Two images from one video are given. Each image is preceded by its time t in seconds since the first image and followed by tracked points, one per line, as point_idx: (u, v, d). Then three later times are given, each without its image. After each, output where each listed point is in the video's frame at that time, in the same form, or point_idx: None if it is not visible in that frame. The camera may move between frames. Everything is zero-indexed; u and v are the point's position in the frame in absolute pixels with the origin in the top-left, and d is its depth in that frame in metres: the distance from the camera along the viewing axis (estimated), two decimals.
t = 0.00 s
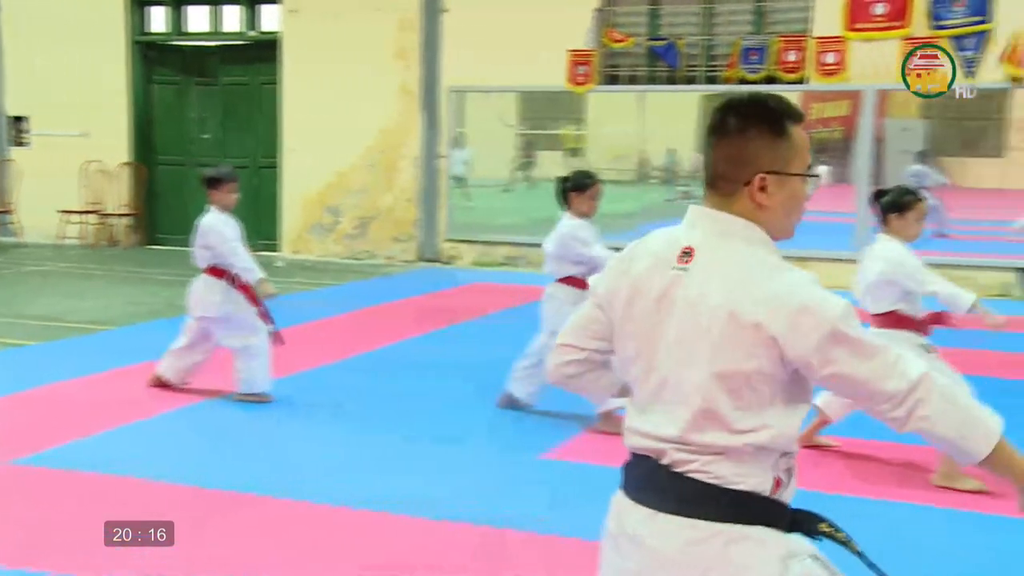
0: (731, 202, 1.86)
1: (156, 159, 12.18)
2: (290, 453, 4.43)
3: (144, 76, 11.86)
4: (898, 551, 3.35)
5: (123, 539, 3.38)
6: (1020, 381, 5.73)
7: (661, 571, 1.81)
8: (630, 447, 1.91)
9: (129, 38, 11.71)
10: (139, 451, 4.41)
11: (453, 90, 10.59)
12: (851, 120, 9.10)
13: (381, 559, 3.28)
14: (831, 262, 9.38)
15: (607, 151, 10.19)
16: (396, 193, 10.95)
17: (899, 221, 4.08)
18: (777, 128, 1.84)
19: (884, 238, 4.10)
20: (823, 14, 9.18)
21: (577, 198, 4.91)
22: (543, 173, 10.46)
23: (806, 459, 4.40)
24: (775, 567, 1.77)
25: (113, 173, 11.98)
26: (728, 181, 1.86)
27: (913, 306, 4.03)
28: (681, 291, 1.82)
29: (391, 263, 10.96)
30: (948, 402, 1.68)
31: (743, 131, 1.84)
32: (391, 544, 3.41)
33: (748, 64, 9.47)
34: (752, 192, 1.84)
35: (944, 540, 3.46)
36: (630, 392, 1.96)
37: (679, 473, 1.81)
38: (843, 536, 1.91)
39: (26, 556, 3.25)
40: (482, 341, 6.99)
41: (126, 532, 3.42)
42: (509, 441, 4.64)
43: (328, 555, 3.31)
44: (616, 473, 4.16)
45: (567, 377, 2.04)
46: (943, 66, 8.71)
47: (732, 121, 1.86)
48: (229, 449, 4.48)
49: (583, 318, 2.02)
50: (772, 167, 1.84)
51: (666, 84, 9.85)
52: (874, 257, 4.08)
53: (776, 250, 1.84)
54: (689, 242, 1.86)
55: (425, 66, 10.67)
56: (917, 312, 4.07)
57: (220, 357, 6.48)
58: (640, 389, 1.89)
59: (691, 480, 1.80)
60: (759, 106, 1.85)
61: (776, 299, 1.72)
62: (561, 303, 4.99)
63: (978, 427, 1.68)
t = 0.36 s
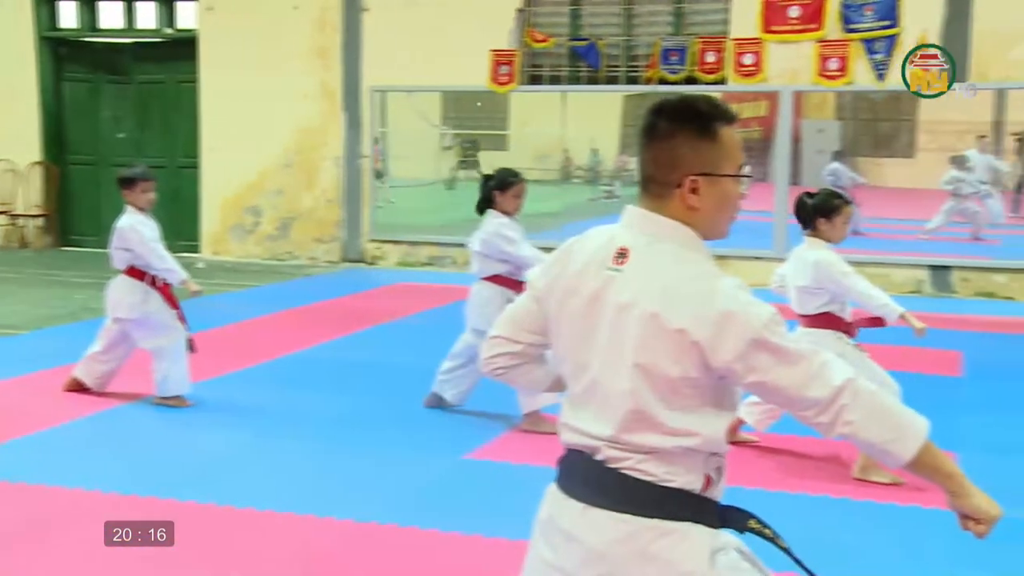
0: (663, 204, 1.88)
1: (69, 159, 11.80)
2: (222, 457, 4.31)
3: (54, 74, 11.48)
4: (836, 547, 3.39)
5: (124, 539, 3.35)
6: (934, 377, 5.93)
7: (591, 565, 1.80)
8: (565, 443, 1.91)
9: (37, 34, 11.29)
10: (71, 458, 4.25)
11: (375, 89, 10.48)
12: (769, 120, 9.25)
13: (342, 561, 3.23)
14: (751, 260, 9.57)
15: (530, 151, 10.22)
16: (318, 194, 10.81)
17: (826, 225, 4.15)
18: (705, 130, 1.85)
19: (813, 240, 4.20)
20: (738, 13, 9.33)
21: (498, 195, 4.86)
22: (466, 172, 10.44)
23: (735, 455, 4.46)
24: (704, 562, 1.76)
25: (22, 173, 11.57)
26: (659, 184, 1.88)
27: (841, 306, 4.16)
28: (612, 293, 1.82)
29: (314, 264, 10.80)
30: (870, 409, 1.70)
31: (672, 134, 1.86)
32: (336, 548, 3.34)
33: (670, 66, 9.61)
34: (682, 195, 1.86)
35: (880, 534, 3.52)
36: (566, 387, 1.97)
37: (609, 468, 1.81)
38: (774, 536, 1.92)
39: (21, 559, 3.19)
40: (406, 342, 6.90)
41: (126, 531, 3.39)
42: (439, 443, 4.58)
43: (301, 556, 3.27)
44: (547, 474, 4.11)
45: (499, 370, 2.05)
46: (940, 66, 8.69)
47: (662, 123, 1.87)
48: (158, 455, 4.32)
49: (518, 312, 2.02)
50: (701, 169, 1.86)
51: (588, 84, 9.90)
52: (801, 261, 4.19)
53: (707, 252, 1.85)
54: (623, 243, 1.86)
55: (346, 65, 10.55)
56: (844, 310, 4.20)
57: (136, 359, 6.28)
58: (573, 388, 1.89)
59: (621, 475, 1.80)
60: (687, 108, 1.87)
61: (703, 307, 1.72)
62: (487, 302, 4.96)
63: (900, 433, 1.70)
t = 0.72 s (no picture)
0: (622, 205, 1.87)
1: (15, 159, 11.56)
2: (181, 459, 4.24)
3: None
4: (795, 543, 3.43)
5: (125, 539, 3.35)
6: (887, 373, 6.04)
7: (553, 560, 1.79)
8: (528, 440, 1.90)
9: None
10: (34, 462, 4.17)
11: (329, 89, 10.40)
12: (724, 120, 9.41)
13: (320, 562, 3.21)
14: (707, 259, 9.67)
15: (487, 150, 10.21)
16: (273, 193, 10.73)
17: (779, 224, 4.18)
18: (660, 130, 1.85)
19: (766, 240, 4.23)
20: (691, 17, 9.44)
21: (450, 195, 4.84)
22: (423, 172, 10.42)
23: (695, 453, 4.49)
24: (666, 555, 1.77)
25: None
26: (617, 186, 1.88)
27: (796, 303, 4.21)
28: (576, 293, 1.82)
29: (269, 264, 10.70)
30: (831, 401, 1.72)
31: (626, 136, 1.85)
32: (305, 550, 3.31)
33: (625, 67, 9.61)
34: (641, 194, 1.86)
35: (837, 529, 3.56)
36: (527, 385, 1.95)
37: (573, 462, 1.81)
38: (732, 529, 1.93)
39: (20, 559, 3.19)
40: (363, 342, 6.84)
41: (126, 531, 3.38)
42: (399, 444, 4.54)
43: (282, 559, 3.23)
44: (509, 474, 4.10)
45: (456, 366, 2.00)
46: (942, 66, 8.80)
47: (617, 125, 1.87)
48: (117, 459, 4.24)
49: (475, 309, 1.97)
50: (659, 168, 1.85)
51: (544, 84, 9.90)
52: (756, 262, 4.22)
53: (666, 251, 1.85)
54: (585, 243, 1.86)
55: (300, 65, 10.47)
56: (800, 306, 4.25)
57: (87, 360, 6.16)
58: (536, 387, 1.88)
59: (585, 468, 1.79)
60: (641, 108, 1.86)
61: (667, 305, 1.72)
62: (443, 302, 4.94)
63: (861, 424, 1.72)
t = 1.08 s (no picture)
0: (595, 205, 1.87)
1: None
2: (155, 461, 4.20)
3: None
4: (770, 541, 3.44)
5: (124, 539, 3.34)
6: (858, 371, 6.09)
7: (530, 557, 1.78)
8: (505, 440, 1.89)
9: None
10: (9, 465, 4.11)
11: (302, 88, 10.34)
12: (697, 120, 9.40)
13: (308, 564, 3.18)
14: (680, 258, 9.71)
15: (461, 150, 10.20)
16: (245, 193, 10.66)
17: (749, 223, 4.20)
18: (630, 131, 1.85)
19: (738, 239, 4.26)
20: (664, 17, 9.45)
21: (424, 196, 4.82)
22: (397, 172, 10.40)
23: (670, 452, 4.50)
24: (642, 552, 1.77)
25: None
26: (589, 186, 1.88)
27: (769, 301, 4.23)
28: (551, 291, 1.81)
29: (242, 265, 10.63)
30: (803, 393, 1.73)
31: (596, 137, 1.85)
32: (286, 551, 3.29)
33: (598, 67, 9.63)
34: (613, 194, 1.86)
35: (812, 527, 3.57)
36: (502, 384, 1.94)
37: (551, 460, 1.80)
38: (709, 526, 1.93)
39: (18, 560, 3.18)
40: (336, 343, 6.80)
41: (126, 531, 3.37)
42: (373, 444, 4.52)
43: (270, 561, 3.20)
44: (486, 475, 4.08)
45: (429, 361, 1.97)
46: (941, 66, 8.78)
47: (586, 127, 1.86)
48: (90, 462, 4.18)
49: (449, 306, 1.96)
50: (629, 168, 1.85)
51: (517, 84, 9.90)
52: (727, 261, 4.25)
53: (640, 250, 1.85)
54: (559, 242, 1.85)
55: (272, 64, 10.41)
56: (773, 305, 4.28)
57: (55, 363, 6.08)
58: (512, 386, 1.87)
59: (562, 465, 1.79)
60: (611, 109, 1.85)
61: (642, 302, 1.73)
62: (418, 303, 4.92)
63: (833, 415, 1.73)
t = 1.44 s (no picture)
0: (567, 204, 1.87)
1: None
2: (137, 463, 4.16)
3: None
4: (754, 540, 3.45)
5: (124, 539, 3.33)
6: (838, 370, 6.12)
7: (514, 558, 1.78)
8: (486, 443, 1.89)
9: None
10: None
11: (283, 88, 10.30)
12: (679, 120, 9.49)
13: (297, 565, 3.17)
14: (662, 258, 9.74)
15: (443, 149, 10.19)
16: (226, 194, 10.61)
17: (731, 223, 4.21)
18: (600, 130, 1.85)
19: (719, 239, 4.27)
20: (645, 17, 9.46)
21: (405, 196, 4.79)
22: (379, 172, 10.38)
23: (652, 452, 4.50)
24: (625, 549, 1.77)
25: None
26: (561, 186, 1.88)
27: (750, 301, 4.25)
28: (525, 293, 1.81)
29: (224, 265, 10.58)
30: (779, 387, 1.73)
31: (568, 137, 1.85)
32: (274, 552, 3.27)
33: (580, 67, 9.64)
34: (585, 193, 1.86)
35: (795, 525, 3.59)
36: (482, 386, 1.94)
37: (532, 461, 1.80)
38: (691, 523, 1.93)
39: (8, 562, 3.16)
40: (318, 343, 6.77)
41: (126, 531, 3.36)
42: (355, 445, 4.51)
43: (258, 563, 3.19)
44: (469, 475, 4.08)
45: (405, 367, 1.97)
46: (941, 67, 8.75)
47: (557, 127, 1.87)
48: (71, 464, 4.15)
49: (423, 310, 1.95)
50: (601, 167, 1.85)
51: (499, 84, 9.89)
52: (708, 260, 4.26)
53: (614, 250, 1.86)
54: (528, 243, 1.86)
55: (253, 64, 10.36)
56: (754, 304, 4.30)
57: (33, 364, 6.02)
58: (491, 388, 1.87)
59: (545, 466, 1.79)
60: (580, 109, 1.86)
61: (615, 300, 1.73)
62: (400, 303, 4.91)
63: (809, 408, 1.74)
